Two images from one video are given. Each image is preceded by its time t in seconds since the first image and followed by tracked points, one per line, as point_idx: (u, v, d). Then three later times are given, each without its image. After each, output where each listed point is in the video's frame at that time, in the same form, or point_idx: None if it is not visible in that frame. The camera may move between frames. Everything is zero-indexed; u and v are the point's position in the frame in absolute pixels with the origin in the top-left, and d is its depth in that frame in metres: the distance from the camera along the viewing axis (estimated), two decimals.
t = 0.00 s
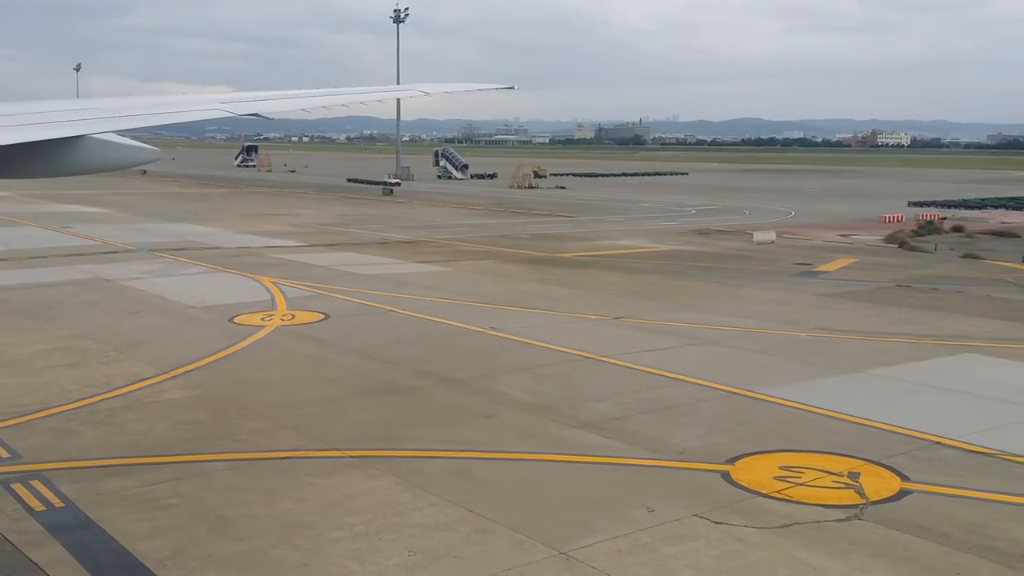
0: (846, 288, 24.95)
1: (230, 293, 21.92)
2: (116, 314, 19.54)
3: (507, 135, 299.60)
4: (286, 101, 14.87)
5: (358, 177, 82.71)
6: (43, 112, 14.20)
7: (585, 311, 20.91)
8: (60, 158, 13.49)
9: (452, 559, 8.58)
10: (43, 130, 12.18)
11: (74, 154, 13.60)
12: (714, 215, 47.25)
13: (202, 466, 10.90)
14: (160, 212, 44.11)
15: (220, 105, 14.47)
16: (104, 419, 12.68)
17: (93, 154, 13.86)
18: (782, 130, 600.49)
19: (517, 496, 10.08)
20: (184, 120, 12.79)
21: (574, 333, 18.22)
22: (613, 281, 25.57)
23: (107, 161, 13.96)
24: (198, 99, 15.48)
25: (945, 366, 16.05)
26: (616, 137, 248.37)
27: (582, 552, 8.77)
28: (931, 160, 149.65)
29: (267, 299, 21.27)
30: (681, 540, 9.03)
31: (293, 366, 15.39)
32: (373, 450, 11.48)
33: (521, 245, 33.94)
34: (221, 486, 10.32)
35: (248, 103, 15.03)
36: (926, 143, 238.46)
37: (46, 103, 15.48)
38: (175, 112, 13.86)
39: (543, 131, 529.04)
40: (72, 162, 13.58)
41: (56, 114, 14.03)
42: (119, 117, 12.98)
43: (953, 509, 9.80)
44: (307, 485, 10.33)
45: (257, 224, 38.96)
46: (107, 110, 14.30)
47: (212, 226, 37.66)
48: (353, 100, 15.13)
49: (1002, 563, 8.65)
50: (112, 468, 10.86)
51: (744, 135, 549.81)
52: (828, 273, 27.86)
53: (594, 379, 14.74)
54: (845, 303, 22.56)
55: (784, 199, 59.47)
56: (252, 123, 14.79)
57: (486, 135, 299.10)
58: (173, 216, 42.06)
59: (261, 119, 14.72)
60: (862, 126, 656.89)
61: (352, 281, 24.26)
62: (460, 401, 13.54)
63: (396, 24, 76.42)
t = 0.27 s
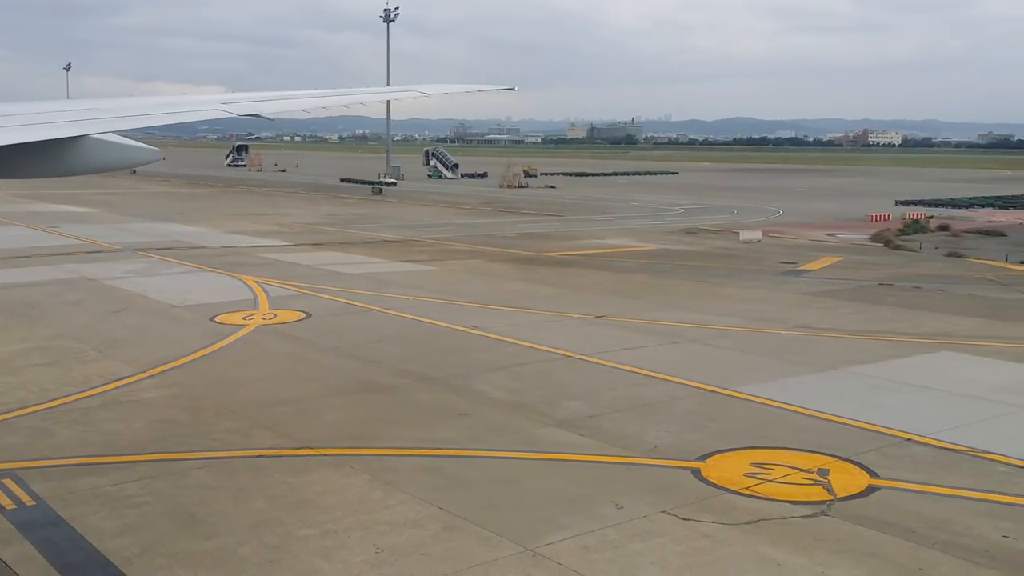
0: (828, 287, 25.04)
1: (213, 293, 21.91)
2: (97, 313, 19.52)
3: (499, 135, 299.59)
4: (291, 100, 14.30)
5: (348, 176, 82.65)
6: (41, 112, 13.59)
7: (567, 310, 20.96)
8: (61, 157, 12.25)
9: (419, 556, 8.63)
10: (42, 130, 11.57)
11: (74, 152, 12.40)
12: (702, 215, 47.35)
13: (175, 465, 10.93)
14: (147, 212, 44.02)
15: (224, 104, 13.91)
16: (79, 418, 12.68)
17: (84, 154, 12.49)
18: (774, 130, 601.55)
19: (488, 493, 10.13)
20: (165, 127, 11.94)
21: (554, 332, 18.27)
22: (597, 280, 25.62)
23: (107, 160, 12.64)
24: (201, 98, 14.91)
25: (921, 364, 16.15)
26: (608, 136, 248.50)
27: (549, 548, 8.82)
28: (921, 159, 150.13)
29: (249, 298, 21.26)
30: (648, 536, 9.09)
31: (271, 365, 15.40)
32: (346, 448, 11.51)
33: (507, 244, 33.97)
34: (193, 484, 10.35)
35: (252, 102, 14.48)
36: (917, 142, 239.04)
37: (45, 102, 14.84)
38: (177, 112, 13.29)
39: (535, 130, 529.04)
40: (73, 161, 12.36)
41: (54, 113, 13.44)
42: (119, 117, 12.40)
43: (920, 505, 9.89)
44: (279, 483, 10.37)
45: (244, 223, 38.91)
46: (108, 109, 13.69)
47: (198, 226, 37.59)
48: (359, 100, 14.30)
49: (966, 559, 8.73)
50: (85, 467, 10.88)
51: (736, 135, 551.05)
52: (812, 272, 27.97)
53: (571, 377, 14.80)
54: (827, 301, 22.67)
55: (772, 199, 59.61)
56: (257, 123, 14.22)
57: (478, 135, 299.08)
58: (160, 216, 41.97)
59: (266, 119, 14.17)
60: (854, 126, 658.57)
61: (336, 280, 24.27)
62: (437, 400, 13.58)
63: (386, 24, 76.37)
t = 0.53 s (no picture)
0: (811, 286, 25.15)
1: (195, 293, 21.91)
2: (78, 313, 19.51)
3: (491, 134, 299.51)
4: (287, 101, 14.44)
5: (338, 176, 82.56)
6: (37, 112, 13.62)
7: (548, 310, 21.02)
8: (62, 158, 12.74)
9: (385, 553, 8.68)
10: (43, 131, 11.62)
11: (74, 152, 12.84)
12: (689, 214, 47.46)
13: (147, 464, 10.95)
14: (134, 212, 43.93)
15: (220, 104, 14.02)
16: (54, 417, 12.69)
17: (90, 154, 12.95)
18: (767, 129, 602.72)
19: (457, 491, 10.19)
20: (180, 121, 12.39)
21: (534, 331, 18.32)
22: (580, 280, 25.69)
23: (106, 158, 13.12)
24: (196, 99, 14.98)
25: (897, 362, 16.26)
26: (600, 136, 248.66)
27: (515, 545, 8.88)
28: (912, 159, 150.60)
29: (231, 298, 21.27)
30: (614, 533, 9.16)
31: (249, 364, 15.43)
32: (320, 447, 11.56)
33: (493, 244, 34.01)
34: (164, 483, 10.38)
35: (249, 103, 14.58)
36: (907, 142, 239.89)
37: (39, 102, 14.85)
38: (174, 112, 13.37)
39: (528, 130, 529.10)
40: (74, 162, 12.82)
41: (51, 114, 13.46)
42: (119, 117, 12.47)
43: (885, 502, 9.98)
44: (250, 482, 10.40)
45: (231, 223, 38.87)
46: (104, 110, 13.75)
47: (185, 226, 37.54)
48: (353, 101, 14.44)
49: (927, 555, 8.82)
50: (57, 466, 10.90)
51: (728, 134, 551.78)
52: (795, 271, 28.09)
53: (548, 376, 14.87)
54: (808, 301, 22.77)
55: (761, 198, 59.77)
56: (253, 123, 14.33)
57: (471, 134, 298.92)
58: (147, 216, 41.91)
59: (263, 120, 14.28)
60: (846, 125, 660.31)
61: (319, 280, 24.28)
62: (412, 399, 13.63)
63: (375, 23, 76.37)
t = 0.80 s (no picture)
0: (793, 286, 25.27)
1: (178, 293, 21.92)
2: (59, 314, 19.51)
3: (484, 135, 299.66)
4: (290, 101, 14.08)
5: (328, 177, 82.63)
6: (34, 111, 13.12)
7: (530, 310, 21.09)
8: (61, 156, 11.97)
9: (353, 552, 8.72)
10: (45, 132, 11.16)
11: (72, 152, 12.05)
12: (676, 215, 47.63)
13: (120, 464, 10.98)
14: (121, 212, 43.93)
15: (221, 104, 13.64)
16: (30, 417, 12.71)
17: (86, 154, 12.09)
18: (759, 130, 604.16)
19: (429, 491, 10.24)
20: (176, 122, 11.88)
21: (514, 331, 18.38)
22: (564, 280, 25.77)
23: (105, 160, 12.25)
24: (194, 97, 14.55)
25: (873, 361, 16.37)
26: (591, 137, 249.18)
27: (482, 544, 8.93)
28: (902, 159, 151.15)
29: (213, 298, 21.27)
30: (580, 531, 9.22)
31: (228, 365, 15.46)
32: (294, 447, 11.60)
33: (479, 244, 34.08)
34: (135, 483, 10.40)
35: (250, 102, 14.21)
36: (898, 142, 240.82)
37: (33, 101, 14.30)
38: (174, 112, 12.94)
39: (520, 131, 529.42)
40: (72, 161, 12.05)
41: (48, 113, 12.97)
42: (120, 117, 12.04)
43: (852, 501, 10.07)
44: (222, 481, 10.43)
45: (217, 224, 38.89)
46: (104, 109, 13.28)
47: (171, 226, 37.55)
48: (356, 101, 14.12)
49: (891, 552, 8.88)
50: (30, 466, 10.92)
51: (721, 135, 552.75)
52: (778, 272, 28.22)
53: (525, 376, 14.93)
54: (789, 301, 22.89)
55: (749, 199, 59.97)
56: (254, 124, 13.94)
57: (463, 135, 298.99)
58: (134, 216, 41.90)
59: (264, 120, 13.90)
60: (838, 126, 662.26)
61: (303, 280, 24.32)
62: (388, 399, 13.69)
63: (364, 24, 76.42)
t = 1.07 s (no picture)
0: (776, 286, 25.37)
1: (160, 293, 21.92)
2: (41, 314, 19.50)
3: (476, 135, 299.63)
4: (301, 101, 13.48)
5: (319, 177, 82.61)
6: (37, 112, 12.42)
7: (512, 310, 21.12)
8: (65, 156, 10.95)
9: (320, 551, 8.76)
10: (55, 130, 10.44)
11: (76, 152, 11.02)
12: (665, 214, 47.74)
13: (93, 463, 11.00)
14: (109, 212, 43.91)
15: (231, 104, 13.01)
16: (4, 417, 12.71)
17: (89, 155, 11.03)
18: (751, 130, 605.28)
19: (400, 490, 10.28)
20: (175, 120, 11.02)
21: (495, 330, 18.42)
22: (548, 280, 25.83)
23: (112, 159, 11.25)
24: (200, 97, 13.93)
25: (850, 360, 16.46)
26: (584, 137, 249.35)
27: (449, 541, 8.98)
28: (893, 160, 151.58)
29: (195, 299, 21.27)
30: (548, 529, 9.28)
31: (206, 365, 15.48)
32: (267, 446, 11.64)
33: (465, 244, 34.11)
34: (107, 482, 10.43)
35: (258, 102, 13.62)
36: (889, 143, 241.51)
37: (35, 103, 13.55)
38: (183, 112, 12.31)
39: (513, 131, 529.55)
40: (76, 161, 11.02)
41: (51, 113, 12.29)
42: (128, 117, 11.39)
43: (820, 498, 10.15)
44: (193, 481, 10.46)
45: (205, 224, 38.88)
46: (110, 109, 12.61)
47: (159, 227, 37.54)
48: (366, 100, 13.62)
49: (855, 549, 8.95)
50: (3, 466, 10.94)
51: (713, 135, 553.61)
52: (762, 272, 28.31)
53: (503, 375, 14.98)
54: (771, 300, 22.97)
55: (738, 199, 60.12)
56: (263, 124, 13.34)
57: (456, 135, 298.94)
58: (122, 216, 41.88)
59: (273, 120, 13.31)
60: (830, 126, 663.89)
61: (286, 280, 24.33)
62: (365, 398, 13.73)
63: (356, 24, 76.41)
